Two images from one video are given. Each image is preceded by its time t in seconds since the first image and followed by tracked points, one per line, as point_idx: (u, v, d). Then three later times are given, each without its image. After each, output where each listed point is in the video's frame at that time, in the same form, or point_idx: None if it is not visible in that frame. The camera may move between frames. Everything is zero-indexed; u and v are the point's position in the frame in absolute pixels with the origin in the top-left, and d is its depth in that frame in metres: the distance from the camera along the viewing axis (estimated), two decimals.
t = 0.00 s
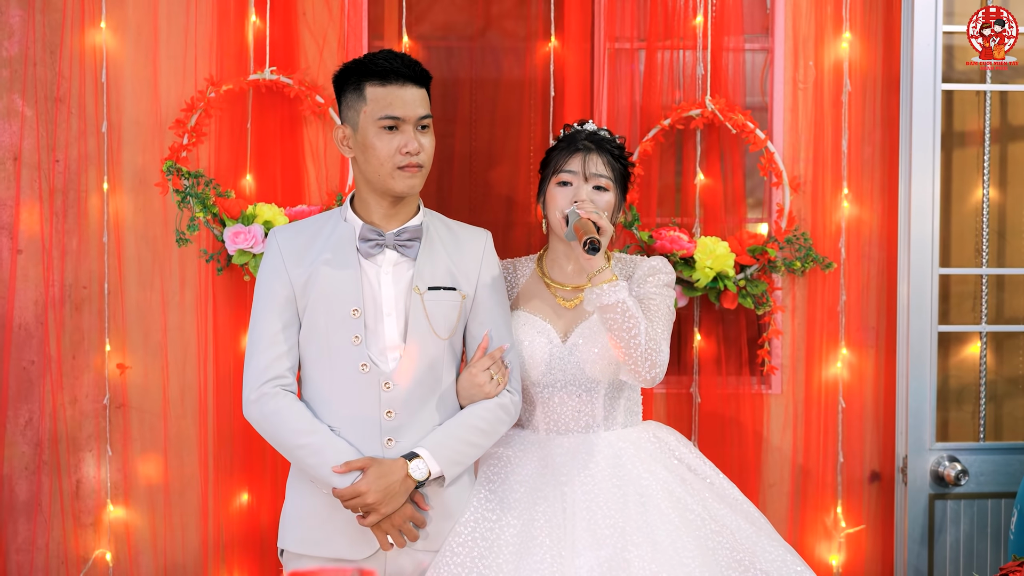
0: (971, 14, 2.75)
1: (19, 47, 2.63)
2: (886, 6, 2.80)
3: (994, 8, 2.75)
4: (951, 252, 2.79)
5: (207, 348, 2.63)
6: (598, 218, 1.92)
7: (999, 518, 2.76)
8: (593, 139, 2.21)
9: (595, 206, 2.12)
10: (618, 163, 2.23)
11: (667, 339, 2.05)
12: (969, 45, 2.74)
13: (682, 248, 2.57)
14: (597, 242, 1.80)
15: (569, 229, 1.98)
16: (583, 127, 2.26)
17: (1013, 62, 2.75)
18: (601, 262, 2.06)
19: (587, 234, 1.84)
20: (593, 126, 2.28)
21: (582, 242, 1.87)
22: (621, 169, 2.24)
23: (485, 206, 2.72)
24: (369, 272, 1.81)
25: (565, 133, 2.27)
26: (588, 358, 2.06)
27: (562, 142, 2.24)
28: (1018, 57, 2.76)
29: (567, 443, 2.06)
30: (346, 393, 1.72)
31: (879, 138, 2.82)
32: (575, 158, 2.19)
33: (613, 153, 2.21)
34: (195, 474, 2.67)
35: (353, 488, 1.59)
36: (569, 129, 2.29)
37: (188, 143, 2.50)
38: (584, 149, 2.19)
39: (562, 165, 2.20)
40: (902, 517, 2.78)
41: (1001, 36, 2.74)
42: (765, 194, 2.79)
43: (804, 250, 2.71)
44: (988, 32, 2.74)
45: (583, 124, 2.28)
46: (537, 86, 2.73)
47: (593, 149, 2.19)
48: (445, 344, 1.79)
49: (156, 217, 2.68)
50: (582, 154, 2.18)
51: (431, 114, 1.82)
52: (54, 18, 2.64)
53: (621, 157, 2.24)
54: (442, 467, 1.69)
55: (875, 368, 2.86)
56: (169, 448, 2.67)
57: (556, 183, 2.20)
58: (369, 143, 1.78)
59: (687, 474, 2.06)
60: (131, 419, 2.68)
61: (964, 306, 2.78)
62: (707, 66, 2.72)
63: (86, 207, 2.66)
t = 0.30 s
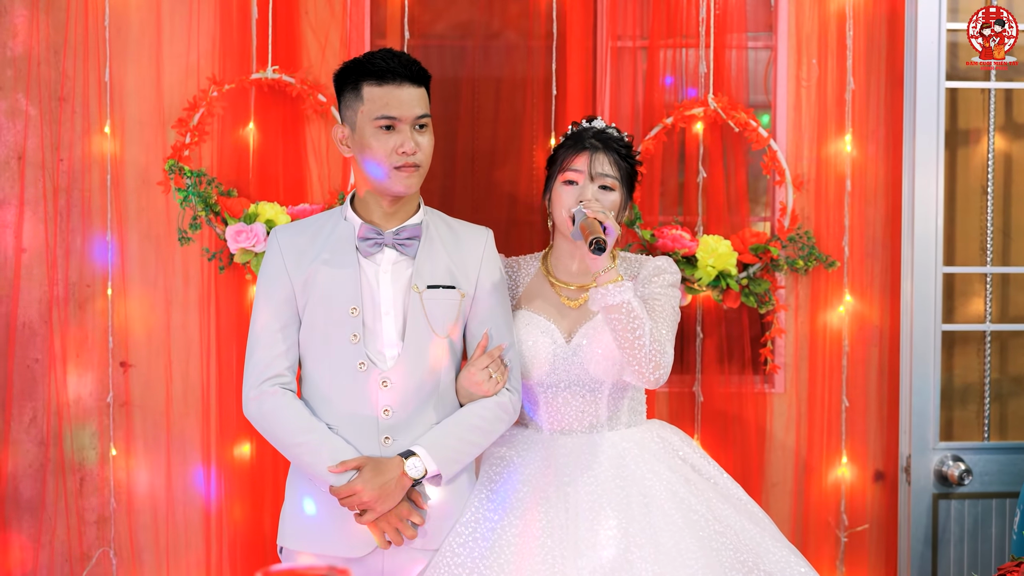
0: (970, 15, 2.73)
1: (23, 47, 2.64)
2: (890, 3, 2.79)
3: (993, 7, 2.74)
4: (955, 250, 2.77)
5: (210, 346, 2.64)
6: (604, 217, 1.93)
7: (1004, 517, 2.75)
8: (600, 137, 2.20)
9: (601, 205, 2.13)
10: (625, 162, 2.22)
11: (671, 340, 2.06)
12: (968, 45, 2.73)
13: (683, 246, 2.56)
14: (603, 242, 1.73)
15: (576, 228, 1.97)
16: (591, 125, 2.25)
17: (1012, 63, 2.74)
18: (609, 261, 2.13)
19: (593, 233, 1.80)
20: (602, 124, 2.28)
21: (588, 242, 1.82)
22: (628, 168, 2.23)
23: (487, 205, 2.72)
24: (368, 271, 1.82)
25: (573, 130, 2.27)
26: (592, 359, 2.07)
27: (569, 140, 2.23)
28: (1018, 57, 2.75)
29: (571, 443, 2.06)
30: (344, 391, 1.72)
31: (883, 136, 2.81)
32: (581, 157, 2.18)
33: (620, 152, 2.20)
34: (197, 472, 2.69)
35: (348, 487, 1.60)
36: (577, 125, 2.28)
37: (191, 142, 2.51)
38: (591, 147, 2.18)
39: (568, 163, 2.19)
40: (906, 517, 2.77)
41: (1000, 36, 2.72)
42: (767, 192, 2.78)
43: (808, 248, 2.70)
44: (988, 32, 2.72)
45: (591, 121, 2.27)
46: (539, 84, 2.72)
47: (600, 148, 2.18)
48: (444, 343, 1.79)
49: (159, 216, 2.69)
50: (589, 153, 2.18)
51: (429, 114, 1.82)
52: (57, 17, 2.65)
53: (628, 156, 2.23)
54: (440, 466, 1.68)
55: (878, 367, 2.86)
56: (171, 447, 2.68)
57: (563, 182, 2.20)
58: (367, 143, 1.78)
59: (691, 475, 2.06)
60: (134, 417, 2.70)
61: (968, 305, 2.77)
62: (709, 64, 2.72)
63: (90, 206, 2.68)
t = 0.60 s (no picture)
0: (969, 15, 2.71)
1: (27, 46, 2.65)
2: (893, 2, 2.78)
3: (994, 7, 2.72)
4: (960, 249, 2.76)
5: (213, 346, 2.64)
6: (612, 215, 1.91)
7: (1008, 518, 2.73)
8: (615, 136, 2.20)
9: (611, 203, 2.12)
10: (637, 161, 2.22)
11: (678, 340, 2.05)
12: (968, 45, 2.72)
13: (686, 245, 2.55)
14: (608, 240, 1.81)
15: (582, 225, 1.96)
16: (606, 124, 2.25)
17: (1012, 63, 2.73)
18: (612, 261, 2.05)
19: (599, 232, 1.86)
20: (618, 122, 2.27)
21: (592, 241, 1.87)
22: (641, 168, 2.23)
23: (489, 204, 2.71)
24: (370, 270, 1.82)
25: (588, 128, 2.27)
26: (597, 358, 2.07)
27: (583, 137, 2.23)
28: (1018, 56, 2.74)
29: (577, 442, 2.05)
30: (345, 390, 1.73)
31: (886, 134, 2.80)
32: (595, 154, 2.18)
33: (633, 151, 2.20)
34: (200, 470, 2.70)
35: (349, 483, 1.60)
36: (592, 124, 2.28)
37: (193, 141, 2.52)
38: (605, 145, 2.18)
39: (581, 160, 2.19)
40: (909, 518, 2.76)
41: (1001, 36, 2.71)
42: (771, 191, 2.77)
43: (811, 247, 2.69)
44: (988, 32, 2.71)
45: (607, 120, 2.26)
46: (540, 83, 2.72)
47: (613, 146, 2.18)
48: (445, 342, 1.79)
49: (162, 215, 2.70)
50: (602, 150, 2.18)
51: (430, 112, 1.82)
52: (62, 17, 2.67)
53: (641, 156, 2.23)
54: (439, 463, 1.69)
55: (882, 366, 2.84)
56: (174, 444, 2.69)
57: (574, 178, 2.20)
58: (367, 143, 1.78)
59: (698, 475, 2.04)
60: (137, 415, 2.70)
61: (973, 304, 2.75)
62: (712, 63, 2.71)
63: (94, 205, 2.69)
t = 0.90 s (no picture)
0: (971, 14, 2.71)
1: (31, 47, 2.67)
2: None
3: (994, 7, 2.71)
4: (962, 248, 2.75)
5: (215, 343, 2.65)
6: (621, 210, 1.94)
7: (1011, 518, 2.71)
8: (625, 132, 2.18)
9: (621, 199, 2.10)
10: (649, 158, 2.18)
11: (687, 338, 2.05)
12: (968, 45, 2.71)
13: (687, 244, 2.54)
14: (616, 233, 1.79)
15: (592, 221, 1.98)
16: (617, 120, 2.23)
17: (1013, 62, 2.72)
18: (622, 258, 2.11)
19: (608, 226, 1.84)
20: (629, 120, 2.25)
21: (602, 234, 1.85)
22: (652, 165, 2.20)
23: (490, 203, 2.71)
24: (371, 268, 1.83)
25: (598, 124, 2.25)
26: (605, 355, 2.06)
27: (594, 132, 2.22)
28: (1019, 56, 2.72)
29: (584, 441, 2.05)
30: (344, 388, 1.74)
31: (888, 132, 2.79)
32: (604, 150, 2.17)
33: (644, 147, 2.18)
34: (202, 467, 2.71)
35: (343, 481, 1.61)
36: (603, 121, 2.26)
37: (195, 141, 2.53)
38: (615, 141, 2.16)
39: (591, 156, 2.18)
40: (911, 518, 2.75)
41: (1001, 36, 2.70)
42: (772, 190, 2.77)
43: (812, 246, 2.67)
44: (988, 32, 2.70)
45: (618, 117, 2.24)
46: (541, 83, 2.72)
47: (624, 142, 2.16)
48: (445, 342, 1.79)
49: (164, 214, 2.71)
50: (612, 146, 2.16)
51: (438, 109, 1.83)
52: (65, 18, 2.68)
53: (653, 153, 2.20)
54: (436, 463, 1.68)
55: (884, 366, 2.84)
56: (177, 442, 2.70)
57: (584, 173, 2.19)
58: (377, 138, 1.79)
59: (707, 476, 2.04)
60: (138, 413, 2.72)
61: (975, 303, 2.74)
62: (712, 62, 2.70)
63: (96, 204, 2.70)
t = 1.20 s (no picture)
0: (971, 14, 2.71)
1: (37, 46, 2.69)
2: None
3: (993, 7, 2.71)
4: (967, 246, 2.74)
5: (219, 339, 2.66)
6: (637, 210, 1.94)
7: (1017, 517, 2.70)
8: (639, 132, 2.18)
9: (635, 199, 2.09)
10: (663, 158, 2.19)
11: (702, 339, 2.04)
12: (968, 46, 2.70)
13: (689, 242, 2.55)
14: (632, 232, 1.78)
15: (607, 222, 1.98)
16: (630, 120, 2.23)
17: (1014, 62, 2.71)
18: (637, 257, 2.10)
19: (623, 224, 1.82)
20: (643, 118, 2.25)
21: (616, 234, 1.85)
22: (666, 165, 2.20)
23: (493, 200, 2.71)
24: (371, 266, 1.84)
25: (611, 124, 2.26)
26: (618, 355, 2.07)
27: (607, 132, 2.22)
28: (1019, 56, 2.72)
29: (595, 442, 2.08)
30: (342, 386, 1.75)
31: (893, 129, 2.79)
32: (618, 151, 2.17)
33: (658, 147, 2.18)
34: (206, 464, 2.73)
35: (339, 478, 1.62)
36: (617, 120, 2.27)
37: (199, 139, 2.54)
38: (628, 141, 2.17)
39: (604, 156, 2.18)
40: (915, 517, 2.74)
41: (1001, 36, 2.69)
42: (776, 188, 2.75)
43: (816, 243, 2.65)
44: (988, 32, 2.69)
45: (631, 116, 2.24)
46: (544, 81, 2.72)
47: (637, 142, 2.16)
48: (445, 341, 1.80)
49: (169, 212, 2.73)
50: (626, 146, 2.16)
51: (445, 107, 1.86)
52: (71, 16, 2.70)
53: (667, 152, 2.20)
54: (430, 462, 1.69)
55: (889, 363, 2.82)
56: (182, 438, 2.72)
57: (598, 174, 2.19)
58: (387, 134, 1.80)
59: (719, 479, 2.05)
60: (143, 409, 2.74)
61: (980, 301, 2.73)
62: (716, 59, 2.70)
63: (102, 202, 2.72)
